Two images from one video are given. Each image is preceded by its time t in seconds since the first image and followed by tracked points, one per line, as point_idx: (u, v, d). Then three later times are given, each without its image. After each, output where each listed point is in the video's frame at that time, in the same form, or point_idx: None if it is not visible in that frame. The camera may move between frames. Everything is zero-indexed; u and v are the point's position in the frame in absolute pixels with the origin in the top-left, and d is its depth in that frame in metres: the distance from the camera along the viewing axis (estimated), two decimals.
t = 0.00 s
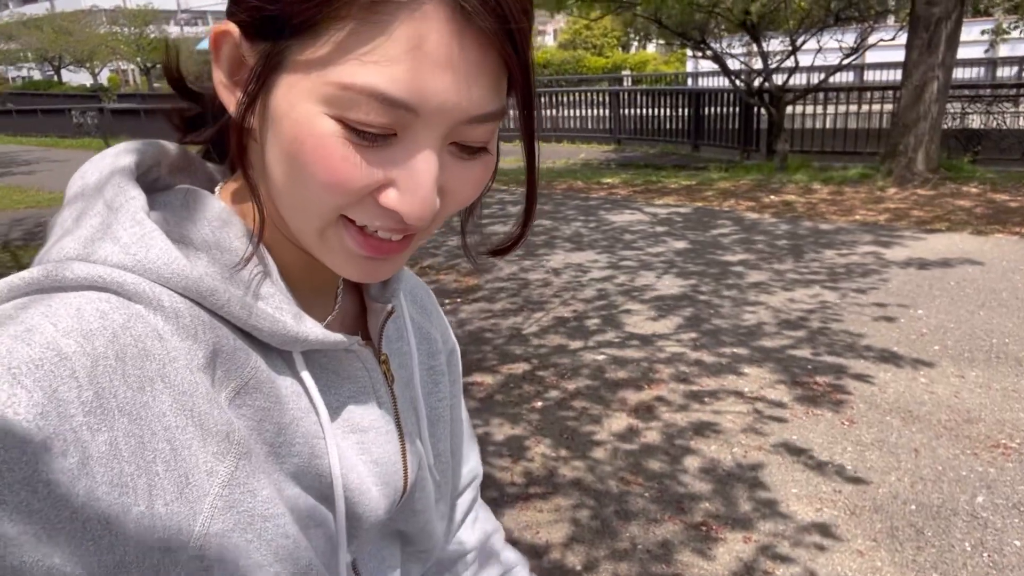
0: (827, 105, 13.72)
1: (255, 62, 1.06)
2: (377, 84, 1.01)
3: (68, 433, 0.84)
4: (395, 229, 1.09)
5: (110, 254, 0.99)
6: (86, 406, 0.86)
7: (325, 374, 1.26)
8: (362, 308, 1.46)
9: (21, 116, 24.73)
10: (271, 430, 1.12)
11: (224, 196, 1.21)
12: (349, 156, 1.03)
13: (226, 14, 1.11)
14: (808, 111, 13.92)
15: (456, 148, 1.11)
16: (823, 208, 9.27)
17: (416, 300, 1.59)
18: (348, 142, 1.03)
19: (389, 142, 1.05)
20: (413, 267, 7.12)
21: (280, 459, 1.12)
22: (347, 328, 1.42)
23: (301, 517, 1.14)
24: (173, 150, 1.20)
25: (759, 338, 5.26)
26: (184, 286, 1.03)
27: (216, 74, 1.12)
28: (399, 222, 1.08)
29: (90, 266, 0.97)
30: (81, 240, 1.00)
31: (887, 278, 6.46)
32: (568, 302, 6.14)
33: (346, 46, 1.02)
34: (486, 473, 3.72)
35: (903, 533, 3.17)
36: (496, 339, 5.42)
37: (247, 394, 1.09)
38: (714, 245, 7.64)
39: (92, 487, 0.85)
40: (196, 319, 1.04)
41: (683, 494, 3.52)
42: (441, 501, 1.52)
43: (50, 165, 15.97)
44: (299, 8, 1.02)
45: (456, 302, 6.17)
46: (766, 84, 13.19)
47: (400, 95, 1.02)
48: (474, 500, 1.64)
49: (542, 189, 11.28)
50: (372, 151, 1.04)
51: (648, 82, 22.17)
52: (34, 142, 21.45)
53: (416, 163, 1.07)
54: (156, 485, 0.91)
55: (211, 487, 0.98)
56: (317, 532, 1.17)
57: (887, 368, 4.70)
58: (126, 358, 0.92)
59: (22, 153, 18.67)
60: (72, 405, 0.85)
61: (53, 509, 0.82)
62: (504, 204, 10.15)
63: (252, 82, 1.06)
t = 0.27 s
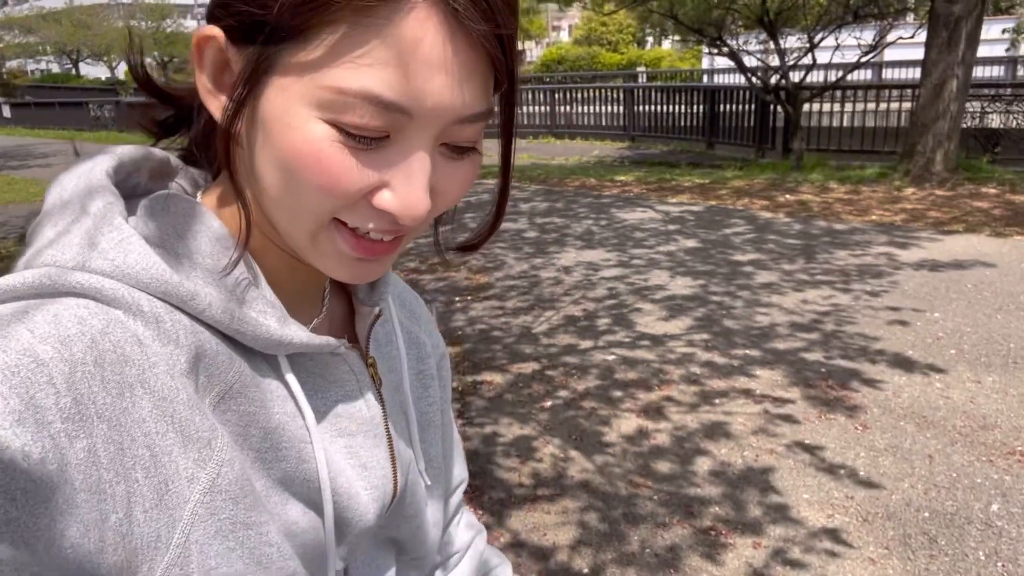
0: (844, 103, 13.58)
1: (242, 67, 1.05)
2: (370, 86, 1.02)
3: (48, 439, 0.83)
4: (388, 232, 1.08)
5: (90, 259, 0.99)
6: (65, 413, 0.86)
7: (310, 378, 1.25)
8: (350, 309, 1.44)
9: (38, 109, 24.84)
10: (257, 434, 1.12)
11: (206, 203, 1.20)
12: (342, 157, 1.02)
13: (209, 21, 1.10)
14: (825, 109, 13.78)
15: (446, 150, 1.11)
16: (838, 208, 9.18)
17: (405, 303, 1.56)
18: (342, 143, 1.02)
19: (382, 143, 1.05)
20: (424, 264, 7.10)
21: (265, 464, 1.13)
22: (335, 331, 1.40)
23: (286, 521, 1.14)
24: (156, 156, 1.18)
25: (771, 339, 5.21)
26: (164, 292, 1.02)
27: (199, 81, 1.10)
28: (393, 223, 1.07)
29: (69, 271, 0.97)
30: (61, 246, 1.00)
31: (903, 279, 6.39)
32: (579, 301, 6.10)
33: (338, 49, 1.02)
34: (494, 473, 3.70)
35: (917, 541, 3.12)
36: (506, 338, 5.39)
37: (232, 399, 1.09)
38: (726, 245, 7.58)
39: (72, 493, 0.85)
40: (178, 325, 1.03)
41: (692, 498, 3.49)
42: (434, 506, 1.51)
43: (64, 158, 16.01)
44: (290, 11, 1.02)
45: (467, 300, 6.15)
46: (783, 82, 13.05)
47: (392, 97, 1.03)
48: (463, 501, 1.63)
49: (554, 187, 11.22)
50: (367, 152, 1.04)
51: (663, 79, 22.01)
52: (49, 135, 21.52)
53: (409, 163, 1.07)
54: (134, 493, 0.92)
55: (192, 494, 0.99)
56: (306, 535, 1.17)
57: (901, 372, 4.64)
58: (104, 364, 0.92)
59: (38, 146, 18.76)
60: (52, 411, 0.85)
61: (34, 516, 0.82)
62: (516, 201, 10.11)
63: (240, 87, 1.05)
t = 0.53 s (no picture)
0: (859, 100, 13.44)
1: (227, 58, 1.04)
2: (357, 73, 1.01)
3: (29, 442, 0.83)
4: (379, 221, 1.08)
5: (72, 262, 0.97)
6: (47, 416, 0.85)
7: (297, 380, 1.23)
8: (336, 311, 1.42)
9: (52, 100, 24.92)
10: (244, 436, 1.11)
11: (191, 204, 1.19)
12: (331, 147, 1.01)
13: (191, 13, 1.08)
14: (840, 106, 13.64)
15: (433, 136, 1.11)
16: (851, 207, 9.08)
17: (390, 304, 1.55)
18: (331, 132, 1.01)
19: (371, 130, 1.04)
20: (433, 260, 7.07)
21: (253, 466, 1.11)
22: (321, 332, 1.38)
23: (268, 522, 1.14)
24: (137, 159, 1.18)
25: (781, 339, 5.16)
26: (147, 292, 1.00)
27: (182, 75, 1.09)
28: (383, 212, 1.07)
29: (51, 275, 0.96)
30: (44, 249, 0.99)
31: (916, 279, 6.31)
32: (588, 298, 6.07)
33: (323, 35, 1.01)
34: (499, 472, 3.68)
35: (927, 547, 3.08)
36: (513, 335, 5.36)
37: (219, 401, 1.07)
38: (737, 242, 7.52)
39: (55, 498, 0.83)
40: (163, 327, 1.01)
41: (698, 500, 3.45)
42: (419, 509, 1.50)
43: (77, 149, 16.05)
44: (275, 1, 1.00)
45: (475, 296, 6.12)
46: (798, 77, 12.90)
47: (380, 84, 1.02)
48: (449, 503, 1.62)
49: (565, 182, 11.16)
50: (355, 141, 1.03)
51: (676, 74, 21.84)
52: (63, 126, 21.59)
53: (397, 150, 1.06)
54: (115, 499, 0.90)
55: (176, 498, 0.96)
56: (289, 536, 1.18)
57: (913, 374, 4.58)
58: (87, 367, 0.90)
59: (52, 138, 18.82)
60: (33, 415, 0.84)
61: (15, 521, 0.80)
62: (527, 196, 10.06)
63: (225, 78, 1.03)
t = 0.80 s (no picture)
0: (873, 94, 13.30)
1: (195, 33, 1.04)
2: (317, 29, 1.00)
3: (19, 443, 0.81)
4: (353, 182, 1.03)
5: (60, 262, 0.94)
6: (36, 417, 0.83)
7: (289, 380, 1.21)
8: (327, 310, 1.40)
9: (64, 91, 25.01)
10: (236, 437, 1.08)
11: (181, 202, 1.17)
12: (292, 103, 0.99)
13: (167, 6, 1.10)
14: (853, 100, 13.52)
15: (406, 95, 1.07)
16: (863, 203, 9.00)
17: (381, 305, 1.54)
18: (293, 82, 0.99)
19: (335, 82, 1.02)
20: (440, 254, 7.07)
21: (243, 467, 1.08)
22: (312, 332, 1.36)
23: (263, 520, 1.13)
24: (129, 157, 1.16)
25: (789, 337, 5.12)
26: (136, 292, 0.97)
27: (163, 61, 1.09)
28: (356, 170, 1.03)
29: (39, 275, 0.92)
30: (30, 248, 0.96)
31: (927, 277, 6.25)
32: (594, 293, 6.04)
33: None
34: (501, 468, 3.67)
35: (931, 550, 3.05)
36: (519, 330, 5.34)
37: (210, 401, 1.04)
38: (746, 239, 7.47)
39: (45, 499, 0.82)
40: (153, 327, 0.98)
41: (701, 499, 3.43)
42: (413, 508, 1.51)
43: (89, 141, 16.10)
44: None
45: (481, 291, 6.11)
46: (811, 72, 12.77)
47: (340, 38, 1.01)
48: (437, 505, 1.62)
49: (574, 176, 11.12)
50: (319, 91, 1.01)
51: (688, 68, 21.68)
52: (75, 117, 21.68)
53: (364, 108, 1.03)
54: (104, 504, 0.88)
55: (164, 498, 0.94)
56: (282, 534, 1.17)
57: (922, 373, 4.54)
58: (77, 368, 0.87)
59: (64, 129, 18.91)
60: (22, 416, 0.82)
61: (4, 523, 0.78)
62: (535, 190, 10.03)
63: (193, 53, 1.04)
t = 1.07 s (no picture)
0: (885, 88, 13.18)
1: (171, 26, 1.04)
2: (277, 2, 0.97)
3: (16, 448, 0.79)
4: (325, 156, 0.98)
5: (57, 266, 0.91)
6: (33, 422, 0.80)
7: (284, 383, 1.19)
8: (322, 314, 1.40)
9: (75, 80, 25.06)
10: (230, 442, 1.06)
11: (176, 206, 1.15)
12: (256, 79, 0.96)
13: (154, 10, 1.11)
14: (865, 93, 13.41)
15: (378, 67, 1.03)
16: (873, 199, 8.94)
17: (376, 310, 1.54)
18: (255, 54, 0.96)
19: (301, 55, 0.98)
20: (446, 248, 7.07)
21: (237, 472, 1.07)
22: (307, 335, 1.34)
23: (256, 521, 1.11)
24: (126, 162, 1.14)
25: (795, 334, 5.10)
26: (134, 296, 0.94)
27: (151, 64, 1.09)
28: (325, 141, 0.98)
29: (35, 280, 0.89)
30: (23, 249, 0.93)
31: (936, 275, 6.20)
32: (600, 289, 6.02)
33: None
34: (503, 464, 3.67)
35: (934, 552, 3.03)
36: (524, 325, 5.34)
37: (205, 406, 1.02)
38: (755, 234, 7.43)
39: (41, 503, 0.80)
40: (148, 333, 0.95)
41: (704, 498, 3.42)
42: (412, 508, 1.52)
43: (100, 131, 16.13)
44: None
45: (487, 285, 6.10)
46: (822, 65, 12.65)
47: (303, 12, 0.97)
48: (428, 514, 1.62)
49: (582, 170, 11.08)
50: (282, 64, 0.97)
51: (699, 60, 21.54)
52: (86, 107, 21.75)
53: (331, 81, 0.98)
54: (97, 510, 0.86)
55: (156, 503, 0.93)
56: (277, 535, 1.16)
57: (929, 373, 4.51)
58: (74, 372, 0.85)
59: (74, 118, 18.97)
60: (18, 420, 0.79)
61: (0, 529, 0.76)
62: (543, 184, 10.00)
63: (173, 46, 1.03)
